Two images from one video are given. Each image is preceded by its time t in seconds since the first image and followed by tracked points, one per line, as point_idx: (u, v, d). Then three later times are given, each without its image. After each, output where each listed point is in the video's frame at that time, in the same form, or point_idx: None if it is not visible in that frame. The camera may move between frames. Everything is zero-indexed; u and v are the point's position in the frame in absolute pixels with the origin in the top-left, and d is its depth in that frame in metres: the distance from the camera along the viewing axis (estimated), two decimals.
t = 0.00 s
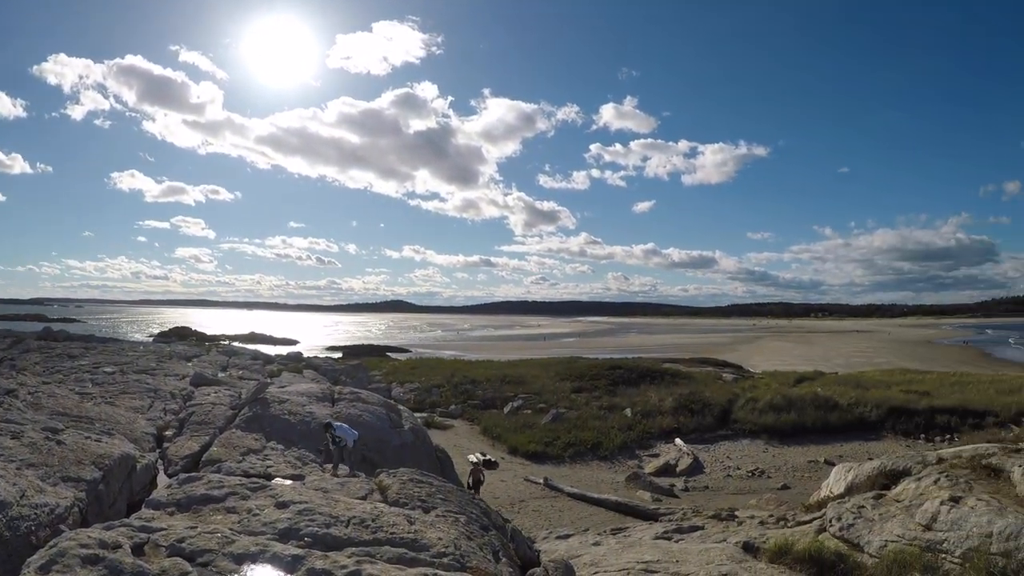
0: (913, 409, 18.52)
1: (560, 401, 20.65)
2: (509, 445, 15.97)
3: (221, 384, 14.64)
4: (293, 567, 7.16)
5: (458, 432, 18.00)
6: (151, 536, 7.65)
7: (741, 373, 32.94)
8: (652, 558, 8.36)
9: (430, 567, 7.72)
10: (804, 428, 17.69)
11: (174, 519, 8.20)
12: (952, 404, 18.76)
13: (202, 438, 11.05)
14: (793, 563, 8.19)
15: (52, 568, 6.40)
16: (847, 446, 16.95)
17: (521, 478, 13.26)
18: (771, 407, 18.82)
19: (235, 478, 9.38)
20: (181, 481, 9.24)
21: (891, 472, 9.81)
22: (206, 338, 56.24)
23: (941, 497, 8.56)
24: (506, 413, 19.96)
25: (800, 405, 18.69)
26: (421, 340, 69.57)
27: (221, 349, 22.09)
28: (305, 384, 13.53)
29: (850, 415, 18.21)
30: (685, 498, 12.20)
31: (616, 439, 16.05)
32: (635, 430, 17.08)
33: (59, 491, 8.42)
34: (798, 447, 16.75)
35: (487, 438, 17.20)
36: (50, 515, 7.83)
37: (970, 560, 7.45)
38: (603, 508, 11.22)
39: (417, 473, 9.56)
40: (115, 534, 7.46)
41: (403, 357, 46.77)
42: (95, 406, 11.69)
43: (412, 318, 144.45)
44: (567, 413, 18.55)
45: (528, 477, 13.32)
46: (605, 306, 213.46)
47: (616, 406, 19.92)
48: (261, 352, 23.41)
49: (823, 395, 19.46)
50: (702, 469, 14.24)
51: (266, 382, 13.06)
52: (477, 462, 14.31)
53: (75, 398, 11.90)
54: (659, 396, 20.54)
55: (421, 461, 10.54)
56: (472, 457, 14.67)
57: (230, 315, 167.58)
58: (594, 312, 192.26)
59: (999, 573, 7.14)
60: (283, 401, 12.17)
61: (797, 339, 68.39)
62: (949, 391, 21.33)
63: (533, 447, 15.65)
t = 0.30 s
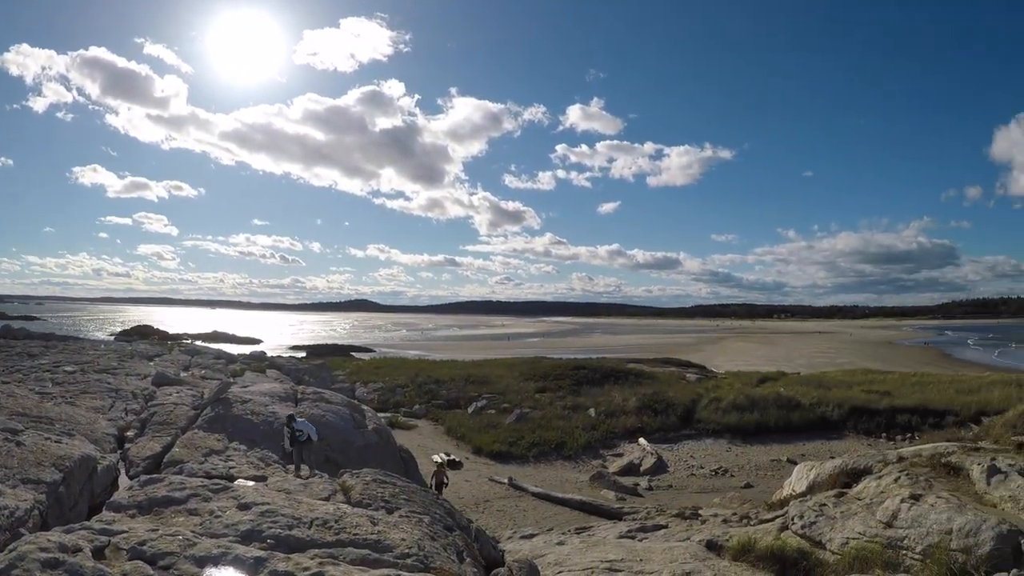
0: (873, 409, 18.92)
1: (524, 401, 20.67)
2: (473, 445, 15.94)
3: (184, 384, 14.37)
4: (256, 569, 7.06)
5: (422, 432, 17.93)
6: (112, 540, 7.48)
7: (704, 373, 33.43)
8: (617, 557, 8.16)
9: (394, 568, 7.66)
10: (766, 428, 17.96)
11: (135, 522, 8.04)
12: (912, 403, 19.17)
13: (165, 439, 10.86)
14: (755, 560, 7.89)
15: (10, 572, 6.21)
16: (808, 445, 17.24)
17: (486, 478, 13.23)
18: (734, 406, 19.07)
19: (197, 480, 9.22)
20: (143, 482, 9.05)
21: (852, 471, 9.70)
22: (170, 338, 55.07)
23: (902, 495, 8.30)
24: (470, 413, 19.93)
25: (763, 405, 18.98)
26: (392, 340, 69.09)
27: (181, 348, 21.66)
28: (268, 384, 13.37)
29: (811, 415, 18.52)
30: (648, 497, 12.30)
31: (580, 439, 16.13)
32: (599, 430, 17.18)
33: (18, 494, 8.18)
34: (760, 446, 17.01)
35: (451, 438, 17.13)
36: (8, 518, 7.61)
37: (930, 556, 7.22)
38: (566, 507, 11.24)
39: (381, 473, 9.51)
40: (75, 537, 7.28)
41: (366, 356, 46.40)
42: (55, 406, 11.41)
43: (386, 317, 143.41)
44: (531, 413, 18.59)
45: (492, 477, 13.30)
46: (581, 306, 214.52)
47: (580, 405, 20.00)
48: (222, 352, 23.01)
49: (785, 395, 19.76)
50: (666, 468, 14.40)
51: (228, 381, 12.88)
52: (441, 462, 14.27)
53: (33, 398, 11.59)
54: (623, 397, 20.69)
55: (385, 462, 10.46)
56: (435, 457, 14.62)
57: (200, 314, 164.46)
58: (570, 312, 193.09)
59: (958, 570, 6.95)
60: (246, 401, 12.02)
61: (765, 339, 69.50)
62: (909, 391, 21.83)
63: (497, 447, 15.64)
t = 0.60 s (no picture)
0: (842, 409, 19.18)
1: (493, 401, 20.63)
2: (442, 445, 15.88)
3: (152, 383, 14.12)
4: (223, 570, 6.95)
5: (391, 432, 17.83)
6: (77, 541, 7.32)
7: (674, 374, 33.72)
8: (587, 557, 8.06)
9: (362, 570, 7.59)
10: (734, 428, 18.11)
11: (101, 523, 7.88)
12: (880, 403, 19.44)
13: (133, 439, 10.69)
14: (722, 560, 7.84)
15: None
16: (776, 445, 17.42)
17: (455, 478, 13.16)
18: (703, 407, 19.19)
19: (164, 480, 9.07)
20: (109, 483, 8.88)
21: (819, 471, 9.73)
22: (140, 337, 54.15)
23: (868, 494, 8.28)
24: (439, 413, 19.87)
25: (731, 405, 19.15)
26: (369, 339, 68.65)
27: (147, 348, 21.29)
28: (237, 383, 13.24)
29: (780, 415, 18.70)
30: (617, 497, 12.33)
31: (549, 439, 16.14)
32: (569, 430, 17.21)
33: None
34: (727, 446, 17.15)
35: (419, 438, 17.04)
36: None
37: (896, 554, 7.24)
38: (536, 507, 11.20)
39: (350, 474, 9.43)
40: (38, 539, 7.10)
41: (336, 356, 46.03)
42: (19, 405, 11.16)
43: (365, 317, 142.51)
44: (501, 413, 18.57)
45: (462, 477, 13.24)
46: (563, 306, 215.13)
47: (550, 406, 20.00)
48: (189, 351, 22.68)
49: (754, 395, 19.96)
50: (635, 468, 14.48)
51: (196, 381, 12.73)
52: (410, 462, 14.19)
53: None
54: (593, 397, 20.76)
55: (353, 462, 10.35)
56: (403, 458, 14.54)
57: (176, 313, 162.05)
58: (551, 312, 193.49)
59: (924, 568, 6.98)
60: (214, 401, 11.89)
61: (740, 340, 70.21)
62: (877, 391, 22.16)
63: (467, 447, 15.59)
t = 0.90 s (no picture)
0: (809, 409, 19.41)
1: (463, 401, 20.58)
2: (411, 445, 15.79)
3: (119, 383, 13.89)
4: (189, 572, 6.83)
5: (359, 432, 17.72)
6: (41, 545, 7.16)
7: (643, 374, 33.98)
8: (554, 556, 7.98)
9: (329, 571, 7.52)
10: (703, 428, 18.24)
11: (67, 526, 7.73)
12: (848, 404, 19.70)
13: (100, 440, 10.49)
14: (690, 559, 7.73)
15: None
16: (743, 444, 17.58)
17: (424, 478, 13.08)
18: (672, 407, 19.33)
19: (130, 482, 8.92)
20: (75, 485, 8.70)
21: (787, 470, 9.76)
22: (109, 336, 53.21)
23: (834, 495, 8.30)
24: (408, 413, 19.79)
25: (699, 405, 19.31)
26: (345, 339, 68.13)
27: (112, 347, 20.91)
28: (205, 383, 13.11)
29: (749, 415, 18.87)
30: (585, 496, 12.34)
31: (518, 439, 16.15)
32: (537, 429, 17.24)
33: None
34: (695, 446, 17.24)
35: (387, 438, 16.94)
36: None
37: (862, 554, 7.29)
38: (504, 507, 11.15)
39: (318, 474, 9.34)
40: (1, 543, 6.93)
41: (305, 356, 45.62)
42: None
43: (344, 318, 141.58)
44: (469, 412, 18.54)
45: (431, 477, 13.14)
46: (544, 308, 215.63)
47: (519, 405, 19.98)
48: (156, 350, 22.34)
49: (723, 396, 20.14)
50: (604, 468, 14.53)
51: (163, 381, 12.57)
52: (379, 462, 14.10)
53: None
54: (561, 397, 20.82)
55: (322, 462, 10.25)
56: (371, 458, 14.45)
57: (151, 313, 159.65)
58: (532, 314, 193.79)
59: (891, 567, 7.05)
60: (182, 401, 11.76)
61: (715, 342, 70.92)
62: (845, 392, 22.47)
63: (436, 447, 15.50)
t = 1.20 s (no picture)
0: (771, 408, 19.73)
1: (425, 402, 20.52)
2: (374, 446, 15.72)
3: (77, 383, 13.60)
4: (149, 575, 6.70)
5: (321, 433, 17.60)
6: None
7: (607, 374, 34.32)
8: (516, 557, 7.98)
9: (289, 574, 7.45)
10: (665, 427, 18.44)
11: (23, 529, 7.52)
12: (809, 404, 20.04)
13: (57, 441, 10.25)
14: (652, 559, 7.72)
15: None
16: (704, 444, 17.83)
17: (387, 479, 13.00)
18: (635, 407, 19.50)
19: (89, 484, 8.71)
20: (32, 488, 8.44)
21: (748, 470, 9.82)
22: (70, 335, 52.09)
23: (795, 493, 8.42)
24: (371, 414, 19.72)
25: (662, 405, 19.53)
26: (317, 338, 67.51)
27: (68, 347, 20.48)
28: (165, 384, 12.92)
29: (711, 415, 19.12)
30: (548, 497, 12.41)
31: (481, 440, 16.19)
32: (500, 430, 17.31)
33: None
34: (656, 446, 17.44)
35: (349, 440, 16.84)
36: None
37: (822, 550, 7.37)
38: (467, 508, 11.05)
39: (280, 477, 9.26)
40: None
41: (269, 356, 45.18)
42: None
43: (319, 316, 140.45)
44: (433, 413, 18.54)
45: (394, 478, 13.05)
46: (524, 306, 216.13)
47: (482, 406, 20.02)
48: (114, 350, 21.92)
49: (685, 397, 20.37)
50: (567, 469, 14.63)
51: (123, 381, 12.37)
52: (340, 464, 14.03)
53: None
54: (524, 397, 20.88)
55: (284, 464, 10.15)
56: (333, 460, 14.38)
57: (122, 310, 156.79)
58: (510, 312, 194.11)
59: (851, 563, 7.11)
60: (141, 401, 11.60)
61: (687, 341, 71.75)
62: (806, 391, 22.89)
63: (399, 447, 15.45)
